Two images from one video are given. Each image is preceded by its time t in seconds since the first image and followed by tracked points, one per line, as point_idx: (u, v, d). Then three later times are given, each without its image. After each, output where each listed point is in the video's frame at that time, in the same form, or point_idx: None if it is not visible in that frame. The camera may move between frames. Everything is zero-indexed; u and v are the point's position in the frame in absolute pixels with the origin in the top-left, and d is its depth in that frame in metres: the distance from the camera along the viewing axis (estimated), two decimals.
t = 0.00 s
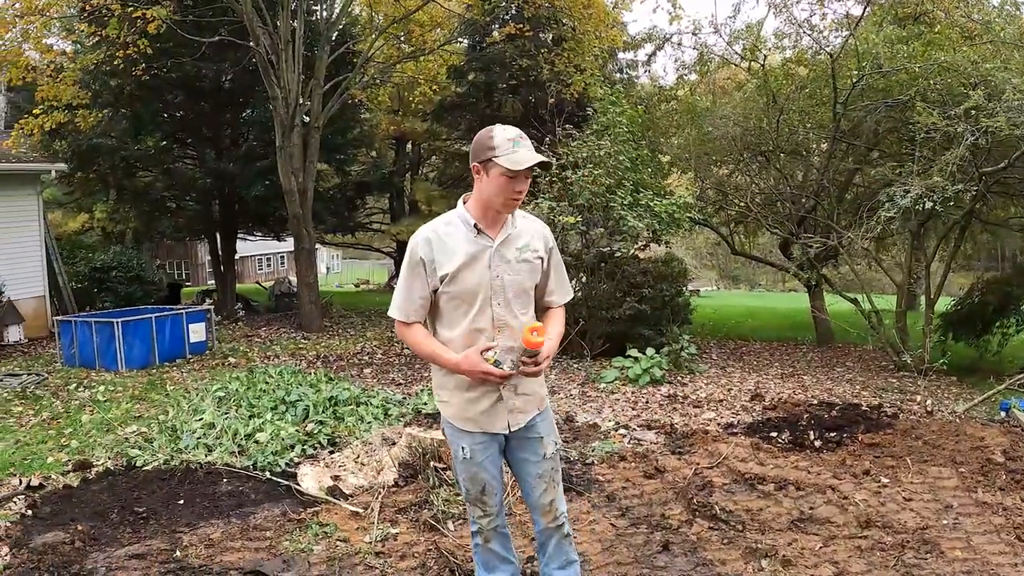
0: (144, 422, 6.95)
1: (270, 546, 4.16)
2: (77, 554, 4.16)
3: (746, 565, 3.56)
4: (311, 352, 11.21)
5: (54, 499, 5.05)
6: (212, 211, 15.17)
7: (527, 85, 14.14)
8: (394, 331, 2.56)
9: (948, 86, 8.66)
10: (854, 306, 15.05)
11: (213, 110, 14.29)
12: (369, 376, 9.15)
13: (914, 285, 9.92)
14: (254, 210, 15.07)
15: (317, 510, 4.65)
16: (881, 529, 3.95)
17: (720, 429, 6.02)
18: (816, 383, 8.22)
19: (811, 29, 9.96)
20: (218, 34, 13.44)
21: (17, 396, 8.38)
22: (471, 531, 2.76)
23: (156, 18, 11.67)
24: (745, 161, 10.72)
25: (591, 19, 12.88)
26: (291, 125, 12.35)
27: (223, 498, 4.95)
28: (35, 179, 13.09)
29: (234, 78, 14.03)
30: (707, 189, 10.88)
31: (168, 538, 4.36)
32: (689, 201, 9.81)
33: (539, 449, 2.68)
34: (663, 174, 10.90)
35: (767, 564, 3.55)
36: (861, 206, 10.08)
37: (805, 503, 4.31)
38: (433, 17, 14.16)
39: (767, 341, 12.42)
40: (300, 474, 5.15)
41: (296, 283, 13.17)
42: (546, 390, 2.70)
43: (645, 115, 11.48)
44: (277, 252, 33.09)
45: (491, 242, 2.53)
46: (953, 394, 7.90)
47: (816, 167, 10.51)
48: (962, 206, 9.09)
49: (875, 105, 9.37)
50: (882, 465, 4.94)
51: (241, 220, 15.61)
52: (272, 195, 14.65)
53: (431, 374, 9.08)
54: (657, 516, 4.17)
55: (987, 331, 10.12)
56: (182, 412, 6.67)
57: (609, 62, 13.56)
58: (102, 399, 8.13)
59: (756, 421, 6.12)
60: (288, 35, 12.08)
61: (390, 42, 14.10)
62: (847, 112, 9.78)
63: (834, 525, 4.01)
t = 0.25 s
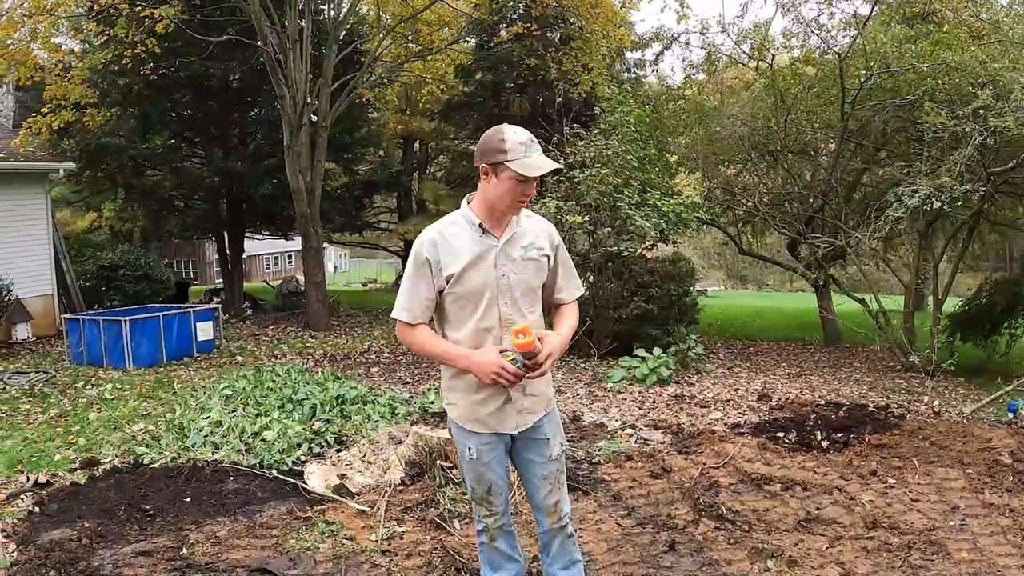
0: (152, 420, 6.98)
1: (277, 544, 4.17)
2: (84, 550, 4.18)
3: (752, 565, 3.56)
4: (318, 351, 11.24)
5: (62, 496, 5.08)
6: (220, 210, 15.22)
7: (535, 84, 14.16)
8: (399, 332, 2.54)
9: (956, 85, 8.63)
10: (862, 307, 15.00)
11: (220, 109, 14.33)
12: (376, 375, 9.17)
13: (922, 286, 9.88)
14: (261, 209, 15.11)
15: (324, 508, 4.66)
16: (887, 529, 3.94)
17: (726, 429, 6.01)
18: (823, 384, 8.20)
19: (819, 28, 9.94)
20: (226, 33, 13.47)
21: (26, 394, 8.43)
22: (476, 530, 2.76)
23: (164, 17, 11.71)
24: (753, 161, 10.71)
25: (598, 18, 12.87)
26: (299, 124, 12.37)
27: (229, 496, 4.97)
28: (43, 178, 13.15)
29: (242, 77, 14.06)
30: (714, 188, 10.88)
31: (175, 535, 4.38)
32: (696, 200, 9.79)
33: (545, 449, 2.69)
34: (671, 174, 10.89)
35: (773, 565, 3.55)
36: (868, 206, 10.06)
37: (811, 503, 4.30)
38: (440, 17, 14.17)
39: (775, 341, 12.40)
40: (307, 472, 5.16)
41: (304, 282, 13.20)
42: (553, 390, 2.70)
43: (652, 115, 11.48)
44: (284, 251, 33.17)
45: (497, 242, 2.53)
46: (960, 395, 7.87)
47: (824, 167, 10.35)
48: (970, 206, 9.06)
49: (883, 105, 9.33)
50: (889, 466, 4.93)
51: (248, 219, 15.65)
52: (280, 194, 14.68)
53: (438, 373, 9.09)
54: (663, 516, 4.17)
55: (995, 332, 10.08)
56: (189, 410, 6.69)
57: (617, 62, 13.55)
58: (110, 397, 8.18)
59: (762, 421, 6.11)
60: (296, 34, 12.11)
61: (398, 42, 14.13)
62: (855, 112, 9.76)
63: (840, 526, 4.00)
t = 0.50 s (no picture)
0: (159, 417, 7.00)
1: (283, 542, 4.18)
2: (91, 547, 4.20)
3: (760, 565, 3.55)
4: (326, 350, 11.27)
5: (70, 493, 5.10)
6: (229, 208, 15.27)
7: (545, 84, 14.21)
8: (410, 330, 2.50)
9: (966, 84, 8.58)
10: (871, 308, 14.94)
11: (229, 108, 14.37)
12: (384, 374, 9.18)
13: (931, 287, 9.83)
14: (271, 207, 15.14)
15: (331, 506, 4.67)
16: (896, 531, 3.92)
17: (735, 429, 5.99)
18: (832, 385, 8.16)
19: (827, 27, 9.89)
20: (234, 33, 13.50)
21: (34, 391, 8.47)
22: (488, 533, 2.73)
23: (172, 16, 11.74)
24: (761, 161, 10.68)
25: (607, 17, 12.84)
26: (308, 123, 12.38)
27: (237, 493, 4.98)
28: (52, 176, 13.21)
29: (250, 76, 14.10)
30: (723, 188, 10.84)
31: (182, 533, 4.39)
32: (705, 200, 9.76)
33: (562, 450, 2.68)
34: (680, 174, 10.85)
35: (781, 565, 3.54)
36: (878, 206, 10.01)
37: (820, 504, 4.28)
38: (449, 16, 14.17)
39: (783, 341, 12.36)
40: (314, 471, 5.17)
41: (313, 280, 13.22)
42: (569, 388, 2.69)
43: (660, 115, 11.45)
44: (293, 249, 33.25)
45: (511, 238, 2.51)
46: (969, 397, 7.82)
47: (833, 168, 10.38)
48: (980, 206, 9.00)
49: (892, 105, 9.36)
50: (898, 467, 4.91)
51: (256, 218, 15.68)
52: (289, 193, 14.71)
53: (446, 372, 9.10)
54: (671, 515, 4.16)
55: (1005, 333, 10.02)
56: (197, 408, 6.71)
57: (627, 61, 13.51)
58: (118, 394, 8.20)
59: (771, 421, 6.10)
60: (305, 33, 12.13)
61: (407, 41, 14.14)
62: (864, 112, 9.71)
63: (849, 526, 3.99)
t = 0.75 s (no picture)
0: (167, 416, 7.02)
1: (292, 541, 4.19)
2: (99, 545, 4.22)
3: (768, 566, 3.54)
4: (334, 349, 11.29)
5: (78, 491, 5.13)
6: (237, 208, 15.31)
7: (552, 83, 14.41)
8: (427, 331, 2.47)
9: (975, 85, 8.55)
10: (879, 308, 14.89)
11: (237, 107, 14.41)
12: (392, 373, 9.20)
13: (940, 287, 9.79)
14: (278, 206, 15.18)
15: (339, 505, 4.68)
16: (905, 532, 3.91)
17: (743, 430, 5.98)
18: (840, 386, 8.14)
19: (836, 27, 9.86)
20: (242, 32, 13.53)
21: (42, 389, 8.50)
22: (500, 535, 2.70)
23: (181, 16, 11.78)
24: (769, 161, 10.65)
25: (615, 17, 12.83)
26: (316, 122, 12.41)
27: (245, 492, 5.00)
28: (61, 175, 13.26)
29: (258, 76, 14.13)
30: (731, 188, 10.82)
31: (190, 532, 4.41)
32: (713, 200, 9.74)
33: (578, 450, 2.68)
34: (688, 174, 10.84)
35: (789, 566, 3.53)
36: (886, 207, 9.99)
37: (829, 505, 4.27)
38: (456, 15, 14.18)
39: (791, 342, 12.34)
40: (322, 469, 5.19)
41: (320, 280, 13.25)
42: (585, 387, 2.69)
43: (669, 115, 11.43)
44: (301, 249, 33.32)
45: (530, 237, 2.51)
46: (978, 398, 7.80)
47: (842, 168, 10.34)
48: (990, 207, 8.97)
49: (902, 105, 9.31)
50: (907, 468, 4.89)
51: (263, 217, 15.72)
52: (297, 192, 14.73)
53: (454, 372, 9.11)
54: (680, 516, 4.16)
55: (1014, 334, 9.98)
56: (205, 407, 6.72)
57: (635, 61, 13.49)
58: (126, 393, 8.23)
59: (780, 422, 6.09)
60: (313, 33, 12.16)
61: (415, 40, 14.16)
62: (873, 112, 9.68)
63: (857, 528, 3.98)
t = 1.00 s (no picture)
0: (176, 414, 7.05)
1: (300, 539, 4.21)
2: (109, 543, 4.24)
3: (777, 566, 3.54)
4: (342, 348, 11.31)
5: (88, 489, 5.15)
6: (245, 207, 15.36)
7: (561, 83, 14.49)
8: (445, 333, 2.43)
9: (985, 84, 8.52)
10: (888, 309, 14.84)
11: (245, 107, 14.45)
12: (400, 372, 9.21)
13: (949, 288, 9.76)
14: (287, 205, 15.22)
15: (348, 504, 4.70)
16: (914, 533, 3.90)
17: (752, 430, 5.97)
18: (848, 386, 8.12)
19: (844, 27, 9.83)
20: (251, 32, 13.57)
21: (51, 387, 8.56)
22: (510, 529, 2.71)
23: (189, 16, 11.82)
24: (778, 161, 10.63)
25: (624, 16, 12.83)
26: (324, 122, 12.44)
27: (254, 490, 5.02)
28: (70, 174, 13.32)
29: (267, 75, 14.18)
30: (740, 188, 10.80)
31: (199, 530, 4.43)
32: (722, 200, 9.73)
33: (590, 449, 2.69)
34: (696, 174, 10.82)
35: (798, 567, 3.53)
36: (895, 207, 9.96)
37: (838, 506, 4.27)
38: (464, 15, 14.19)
39: (800, 342, 12.31)
40: (331, 468, 5.21)
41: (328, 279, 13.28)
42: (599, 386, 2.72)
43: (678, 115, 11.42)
44: (309, 248, 33.39)
45: (552, 235, 2.53)
46: (987, 399, 7.77)
47: (850, 168, 10.27)
48: (999, 207, 8.93)
49: (911, 104, 9.30)
50: (916, 469, 4.89)
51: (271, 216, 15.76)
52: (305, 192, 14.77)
53: (462, 371, 9.12)
54: (688, 516, 4.16)
55: None
56: (214, 405, 6.74)
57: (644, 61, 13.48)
58: (135, 391, 8.27)
59: (789, 422, 6.08)
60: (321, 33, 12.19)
61: (423, 40, 14.18)
62: (882, 112, 9.65)
63: (866, 528, 3.97)
